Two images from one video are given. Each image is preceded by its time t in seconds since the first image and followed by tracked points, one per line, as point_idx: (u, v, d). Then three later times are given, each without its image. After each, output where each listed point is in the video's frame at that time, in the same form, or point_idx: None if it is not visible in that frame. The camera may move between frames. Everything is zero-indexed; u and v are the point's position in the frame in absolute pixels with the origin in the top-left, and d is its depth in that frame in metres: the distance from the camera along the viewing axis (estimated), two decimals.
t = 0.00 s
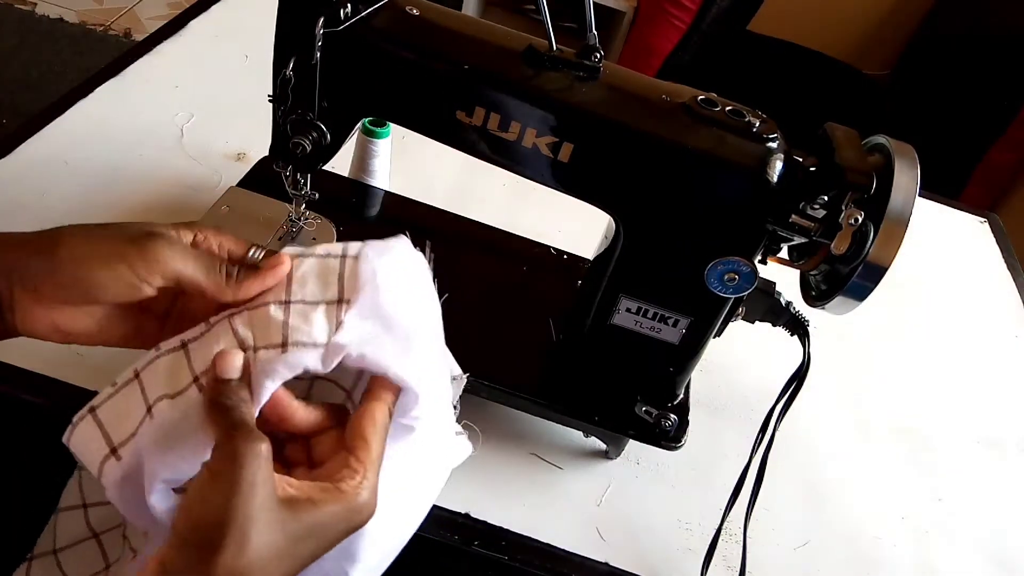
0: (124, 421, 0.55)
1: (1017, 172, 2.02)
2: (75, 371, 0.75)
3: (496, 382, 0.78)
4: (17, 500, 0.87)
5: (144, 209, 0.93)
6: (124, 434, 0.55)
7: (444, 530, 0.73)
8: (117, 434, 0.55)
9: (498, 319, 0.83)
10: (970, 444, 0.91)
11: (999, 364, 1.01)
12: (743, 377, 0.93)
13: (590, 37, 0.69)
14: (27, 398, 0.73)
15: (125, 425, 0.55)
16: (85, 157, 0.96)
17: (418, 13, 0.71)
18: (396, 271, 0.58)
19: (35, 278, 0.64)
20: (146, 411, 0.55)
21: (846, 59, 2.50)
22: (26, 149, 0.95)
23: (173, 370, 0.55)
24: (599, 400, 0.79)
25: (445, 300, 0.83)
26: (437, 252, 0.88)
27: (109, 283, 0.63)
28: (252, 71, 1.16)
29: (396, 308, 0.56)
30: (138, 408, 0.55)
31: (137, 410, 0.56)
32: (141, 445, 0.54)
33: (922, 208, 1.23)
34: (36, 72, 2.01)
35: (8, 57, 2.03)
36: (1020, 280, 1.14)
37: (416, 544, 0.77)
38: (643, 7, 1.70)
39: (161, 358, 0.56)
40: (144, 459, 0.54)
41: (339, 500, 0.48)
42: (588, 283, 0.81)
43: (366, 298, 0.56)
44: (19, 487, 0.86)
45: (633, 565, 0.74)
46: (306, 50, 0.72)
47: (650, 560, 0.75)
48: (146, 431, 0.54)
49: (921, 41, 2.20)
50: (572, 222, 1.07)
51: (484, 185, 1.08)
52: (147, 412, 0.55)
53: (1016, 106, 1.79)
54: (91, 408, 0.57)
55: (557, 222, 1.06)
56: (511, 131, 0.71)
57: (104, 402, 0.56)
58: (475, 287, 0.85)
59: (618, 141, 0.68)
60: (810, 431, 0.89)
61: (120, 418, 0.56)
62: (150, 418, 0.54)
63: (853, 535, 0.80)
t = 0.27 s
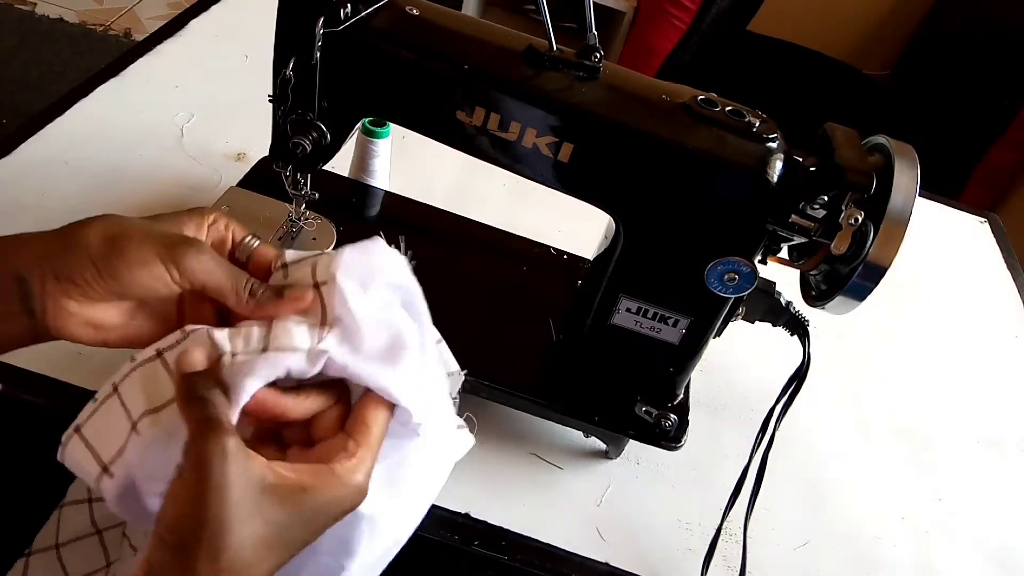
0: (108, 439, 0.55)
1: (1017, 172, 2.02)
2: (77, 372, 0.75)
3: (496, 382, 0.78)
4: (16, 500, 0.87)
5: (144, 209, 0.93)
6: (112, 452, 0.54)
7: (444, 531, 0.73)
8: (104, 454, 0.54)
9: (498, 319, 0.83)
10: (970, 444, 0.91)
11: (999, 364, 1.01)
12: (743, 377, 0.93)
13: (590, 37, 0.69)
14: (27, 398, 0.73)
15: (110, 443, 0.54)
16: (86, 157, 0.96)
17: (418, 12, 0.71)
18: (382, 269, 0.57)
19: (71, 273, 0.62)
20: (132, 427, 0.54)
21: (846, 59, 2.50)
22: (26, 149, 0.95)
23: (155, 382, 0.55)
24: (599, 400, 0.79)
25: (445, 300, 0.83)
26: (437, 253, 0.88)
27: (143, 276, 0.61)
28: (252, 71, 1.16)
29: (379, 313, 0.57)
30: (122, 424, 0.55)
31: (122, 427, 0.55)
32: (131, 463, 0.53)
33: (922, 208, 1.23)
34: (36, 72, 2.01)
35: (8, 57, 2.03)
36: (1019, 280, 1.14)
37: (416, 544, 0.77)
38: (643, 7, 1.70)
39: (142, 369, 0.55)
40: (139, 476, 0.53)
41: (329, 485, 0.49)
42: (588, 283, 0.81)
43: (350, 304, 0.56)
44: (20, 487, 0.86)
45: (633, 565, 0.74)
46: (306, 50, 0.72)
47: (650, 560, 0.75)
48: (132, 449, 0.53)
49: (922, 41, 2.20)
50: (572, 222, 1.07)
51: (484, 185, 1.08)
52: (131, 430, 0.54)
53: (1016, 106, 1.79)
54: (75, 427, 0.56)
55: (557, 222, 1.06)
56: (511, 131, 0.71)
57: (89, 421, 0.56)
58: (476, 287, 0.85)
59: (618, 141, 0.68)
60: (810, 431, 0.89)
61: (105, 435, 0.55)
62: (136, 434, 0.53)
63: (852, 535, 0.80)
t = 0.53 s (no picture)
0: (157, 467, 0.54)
1: (1017, 172, 2.02)
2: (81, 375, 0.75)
3: (496, 382, 0.78)
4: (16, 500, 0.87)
5: (145, 209, 0.93)
6: (165, 477, 0.54)
7: (444, 530, 0.73)
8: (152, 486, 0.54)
9: (498, 319, 0.83)
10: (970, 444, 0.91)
11: (999, 364, 1.01)
12: (743, 377, 0.93)
13: (590, 37, 0.70)
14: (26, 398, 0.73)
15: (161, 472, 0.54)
16: (86, 157, 0.96)
17: (418, 13, 0.71)
18: (384, 285, 0.60)
19: (77, 270, 0.63)
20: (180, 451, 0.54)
21: (847, 59, 2.50)
22: (26, 149, 0.95)
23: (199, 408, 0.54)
24: (599, 399, 0.79)
25: (445, 300, 0.83)
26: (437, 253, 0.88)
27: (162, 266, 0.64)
28: (252, 71, 1.16)
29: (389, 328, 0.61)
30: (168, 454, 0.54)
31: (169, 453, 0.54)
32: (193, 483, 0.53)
33: (922, 208, 1.23)
34: (36, 72, 2.01)
35: (8, 57, 2.03)
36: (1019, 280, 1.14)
37: (416, 544, 0.77)
38: (643, 7, 1.70)
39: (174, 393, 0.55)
40: (198, 494, 0.54)
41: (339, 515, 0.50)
42: (588, 283, 0.81)
43: (357, 320, 0.59)
44: (19, 487, 0.87)
45: (633, 565, 0.74)
46: (306, 50, 0.72)
47: (650, 560, 0.75)
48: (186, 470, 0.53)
49: (921, 41, 2.20)
50: (572, 222, 1.07)
51: (484, 185, 1.08)
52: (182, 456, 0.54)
53: (1016, 106, 1.80)
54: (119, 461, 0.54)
55: (557, 222, 1.06)
56: (511, 131, 0.71)
57: (131, 456, 0.54)
58: (476, 287, 0.85)
59: (618, 141, 0.68)
60: (810, 431, 0.89)
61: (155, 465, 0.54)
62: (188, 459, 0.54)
63: (853, 535, 0.80)
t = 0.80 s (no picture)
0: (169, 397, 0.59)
1: (1017, 172, 2.02)
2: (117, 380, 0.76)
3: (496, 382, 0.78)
4: (17, 499, 0.87)
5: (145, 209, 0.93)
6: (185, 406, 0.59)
7: (443, 530, 0.73)
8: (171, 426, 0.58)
9: (498, 319, 0.83)
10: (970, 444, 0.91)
11: (999, 364, 1.01)
12: (743, 377, 0.93)
13: (590, 37, 0.70)
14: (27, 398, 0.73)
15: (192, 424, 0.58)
16: (87, 157, 0.96)
17: (418, 13, 0.71)
18: (381, 232, 0.69)
19: (98, 205, 0.69)
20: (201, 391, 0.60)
21: (847, 60, 2.50)
22: (26, 150, 0.95)
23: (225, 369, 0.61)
24: (599, 399, 0.79)
25: (445, 300, 0.83)
26: (437, 253, 0.88)
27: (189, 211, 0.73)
28: (253, 71, 1.16)
29: (389, 263, 0.67)
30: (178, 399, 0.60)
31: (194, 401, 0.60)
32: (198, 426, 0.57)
33: (922, 208, 1.23)
34: (36, 72, 2.01)
35: (8, 57, 2.03)
36: (1019, 280, 1.14)
37: (417, 544, 0.77)
38: (643, 7, 1.69)
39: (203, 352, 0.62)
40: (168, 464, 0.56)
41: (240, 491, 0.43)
42: (588, 283, 0.81)
43: (369, 242, 0.67)
44: (20, 487, 0.87)
45: (634, 565, 0.74)
46: (306, 50, 0.72)
47: (650, 560, 0.75)
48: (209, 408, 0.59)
49: (922, 41, 2.20)
50: (572, 222, 1.07)
51: (484, 185, 1.08)
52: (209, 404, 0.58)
53: (1016, 106, 1.80)
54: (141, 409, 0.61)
55: (557, 222, 1.06)
56: (511, 131, 0.71)
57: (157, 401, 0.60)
58: (477, 287, 0.85)
59: (618, 140, 0.68)
60: (809, 431, 0.89)
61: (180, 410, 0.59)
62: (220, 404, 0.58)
63: (853, 535, 0.80)
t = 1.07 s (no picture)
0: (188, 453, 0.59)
1: (1017, 173, 2.02)
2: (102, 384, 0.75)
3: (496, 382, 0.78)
4: (17, 499, 0.87)
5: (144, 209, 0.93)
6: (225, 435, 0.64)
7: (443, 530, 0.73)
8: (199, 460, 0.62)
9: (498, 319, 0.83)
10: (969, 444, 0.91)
11: (999, 364, 1.01)
12: (744, 377, 0.93)
13: (590, 37, 0.70)
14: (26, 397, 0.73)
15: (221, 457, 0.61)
16: (86, 157, 0.96)
17: (418, 13, 0.71)
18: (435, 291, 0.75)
19: (59, 207, 0.69)
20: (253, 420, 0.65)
21: (847, 60, 2.50)
22: (26, 150, 0.95)
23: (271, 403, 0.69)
24: (599, 399, 0.79)
25: (445, 300, 0.83)
26: (437, 253, 0.88)
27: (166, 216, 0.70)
28: (253, 71, 1.16)
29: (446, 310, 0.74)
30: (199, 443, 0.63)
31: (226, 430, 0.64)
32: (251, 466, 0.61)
33: (922, 208, 1.23)
34: (36, 72, 2.01)
35: (8, 57, 2.03)
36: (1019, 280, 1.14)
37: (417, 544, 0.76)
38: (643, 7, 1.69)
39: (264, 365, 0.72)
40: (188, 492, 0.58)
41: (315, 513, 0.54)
42: (588, 283, 0.81)
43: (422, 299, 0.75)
44: (20, 486, 0.87)
45: (633, 565, 0.74)
46: (306, 51, 0.72)
47: (650, 559, 0.75)
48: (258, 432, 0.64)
49: (922, 41, 2.20)
50: (572, 222, 1.07)
51: (484, 185, 1.08)
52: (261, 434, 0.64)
53: (1016, 106, 1.79)
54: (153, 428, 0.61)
55: (557, 222, 1.06)
56: (511, 131, 0.71)
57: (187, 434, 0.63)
58: (477, 287, 0.85)
59: (618, 140, 0.68)
60: (809, 431, 0.89)
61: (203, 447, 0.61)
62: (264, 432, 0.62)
63: (852, 536, 0.80)
